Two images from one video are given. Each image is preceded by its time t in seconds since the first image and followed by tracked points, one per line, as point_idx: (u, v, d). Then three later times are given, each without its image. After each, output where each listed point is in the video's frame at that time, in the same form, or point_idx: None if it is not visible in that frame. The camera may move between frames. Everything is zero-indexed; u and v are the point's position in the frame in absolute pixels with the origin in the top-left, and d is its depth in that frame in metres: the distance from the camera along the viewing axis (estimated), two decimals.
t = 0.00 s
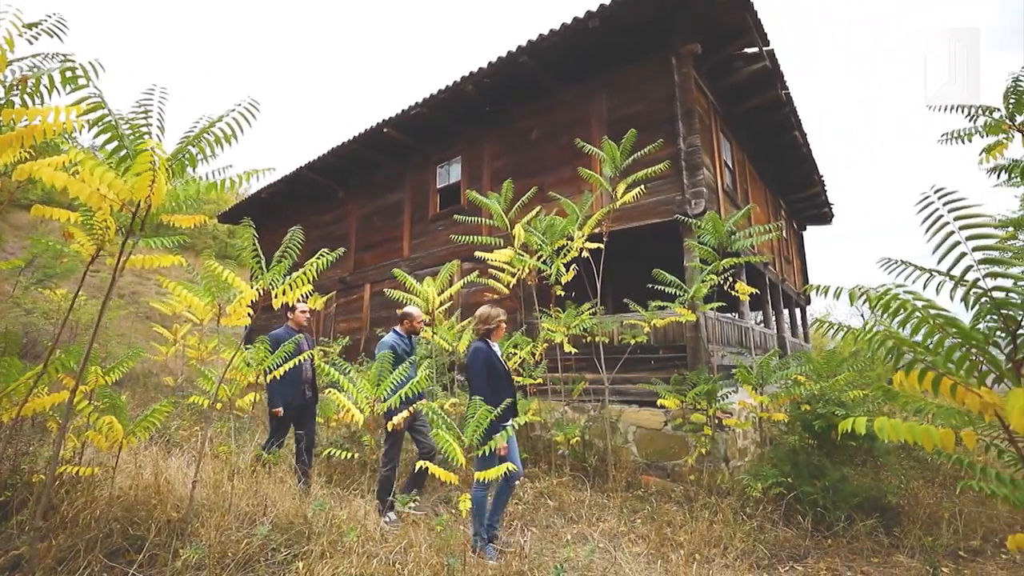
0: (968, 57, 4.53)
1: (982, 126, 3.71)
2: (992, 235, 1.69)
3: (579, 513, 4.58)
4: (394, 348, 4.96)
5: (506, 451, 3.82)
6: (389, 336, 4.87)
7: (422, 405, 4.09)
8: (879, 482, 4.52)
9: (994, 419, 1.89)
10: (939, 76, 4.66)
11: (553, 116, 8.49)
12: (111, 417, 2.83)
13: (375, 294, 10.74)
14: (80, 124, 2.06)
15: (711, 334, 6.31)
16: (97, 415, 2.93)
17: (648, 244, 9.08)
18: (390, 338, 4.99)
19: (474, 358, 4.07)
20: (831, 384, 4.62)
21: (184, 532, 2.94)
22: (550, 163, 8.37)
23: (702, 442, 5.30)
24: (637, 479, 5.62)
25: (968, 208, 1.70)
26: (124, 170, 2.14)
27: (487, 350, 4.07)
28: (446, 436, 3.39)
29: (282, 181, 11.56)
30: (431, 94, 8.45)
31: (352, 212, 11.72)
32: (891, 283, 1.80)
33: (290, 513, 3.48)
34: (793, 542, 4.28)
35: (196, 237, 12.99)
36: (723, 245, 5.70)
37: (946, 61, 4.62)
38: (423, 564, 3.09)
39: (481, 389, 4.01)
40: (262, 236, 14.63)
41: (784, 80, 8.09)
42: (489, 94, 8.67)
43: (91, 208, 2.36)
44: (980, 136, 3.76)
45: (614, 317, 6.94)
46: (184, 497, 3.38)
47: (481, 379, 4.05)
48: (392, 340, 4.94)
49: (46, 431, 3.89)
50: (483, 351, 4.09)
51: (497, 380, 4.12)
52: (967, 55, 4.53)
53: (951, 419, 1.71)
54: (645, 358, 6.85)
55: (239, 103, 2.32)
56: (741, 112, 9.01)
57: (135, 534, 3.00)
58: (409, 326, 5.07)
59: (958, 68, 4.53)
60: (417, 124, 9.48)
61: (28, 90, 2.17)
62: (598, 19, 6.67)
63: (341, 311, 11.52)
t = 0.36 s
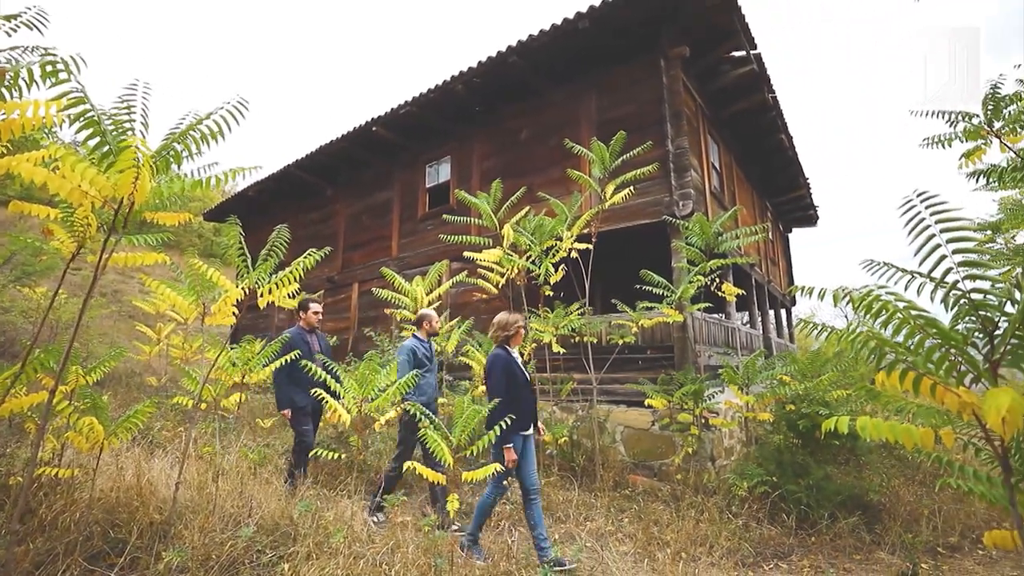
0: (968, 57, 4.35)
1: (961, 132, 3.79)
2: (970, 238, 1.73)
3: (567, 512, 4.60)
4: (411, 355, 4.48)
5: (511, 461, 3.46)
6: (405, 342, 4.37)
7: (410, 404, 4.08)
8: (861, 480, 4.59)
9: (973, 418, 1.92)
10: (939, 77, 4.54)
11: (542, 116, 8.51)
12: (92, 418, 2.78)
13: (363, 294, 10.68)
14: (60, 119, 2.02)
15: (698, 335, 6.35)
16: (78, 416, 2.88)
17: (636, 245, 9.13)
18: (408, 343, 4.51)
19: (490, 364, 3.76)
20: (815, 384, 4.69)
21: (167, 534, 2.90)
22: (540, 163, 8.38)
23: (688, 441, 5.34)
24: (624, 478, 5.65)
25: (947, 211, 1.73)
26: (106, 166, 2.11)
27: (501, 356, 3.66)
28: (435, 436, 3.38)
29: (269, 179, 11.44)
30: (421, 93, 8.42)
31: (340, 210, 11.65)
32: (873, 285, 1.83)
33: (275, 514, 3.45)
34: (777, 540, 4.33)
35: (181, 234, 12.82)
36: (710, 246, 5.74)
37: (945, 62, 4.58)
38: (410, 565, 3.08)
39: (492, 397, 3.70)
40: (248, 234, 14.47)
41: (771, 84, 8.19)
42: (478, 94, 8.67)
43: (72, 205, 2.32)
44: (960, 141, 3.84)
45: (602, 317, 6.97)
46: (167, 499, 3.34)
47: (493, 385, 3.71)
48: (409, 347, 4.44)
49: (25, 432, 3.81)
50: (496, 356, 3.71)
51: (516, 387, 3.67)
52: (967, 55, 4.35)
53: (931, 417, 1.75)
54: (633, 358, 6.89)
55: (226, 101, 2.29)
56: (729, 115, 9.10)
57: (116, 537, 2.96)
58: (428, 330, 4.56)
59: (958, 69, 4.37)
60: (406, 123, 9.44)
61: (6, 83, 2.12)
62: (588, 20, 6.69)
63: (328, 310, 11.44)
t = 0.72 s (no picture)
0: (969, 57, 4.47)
1: (943, 137, 3.85)
2: (951, 240, 1.76)
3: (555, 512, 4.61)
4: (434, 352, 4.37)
5: (544, 460, 3.38)
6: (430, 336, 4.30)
7: (399, 405, 4.06)
8: (846, 479, 4.65)
9: (953, 417, 1.95)
10: (939, 76, 4.67)
11: (533, 116, 8.52)
12: (74, 418, 2.73)
13: (351, 293, 10.61)
14: (42, 114, 2.00)
15: (686, 335, 6.40)
16: (59, 416, 2.82)
17: (625, 245, 9.17)
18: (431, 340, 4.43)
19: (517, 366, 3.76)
20: (801, 384, 4.74)
21: (150, 536, 2.87)
22: (530, 164, 8.39)
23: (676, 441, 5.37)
24: (613, 478, 5.66)
25: (930, 213, 1.76)
26: (90, 163, 2.08)
27: (528, 355, 3.62)
28: (423, 436, 3.36)
29: (256, 177, 11.33)
30: (411, 92, 8.39)
31: (329, 209, 11.56)
32: (858, 285, 1.86)
33: (262, 516, 3.42)
34: (763, 538, 4.38)
35: (167, 232, 12.65)
36: (699, 247, 5.78)
37: (946, 61, 4.64)
38: (398, 566, 3.07)
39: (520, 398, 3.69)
40: (235, 233, 14.32)
41: (759, 86, 8.27)
42: (469, 94, 8.66)
43: (53, 201, 2.28)
44: (942, 146, 3.91)
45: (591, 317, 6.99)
46: (150, 501, 3.29)
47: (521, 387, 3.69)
48: (433, 343, 4.35)
49: (3, 434, 3.73)
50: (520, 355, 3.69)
51: (542, 386, 3.61)
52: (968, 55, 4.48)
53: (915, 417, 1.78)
54: (622, 358, 6.92)
55: (214, 98, 2.27)
56: (717, 117, 9.17)
57: (97, 540, 2.92)
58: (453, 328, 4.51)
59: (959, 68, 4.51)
60: (396, 122, 9.41)
61: None
62: (578, 22, 6.71)
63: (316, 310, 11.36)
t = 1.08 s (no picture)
0: (968, 57, 4.67)
1: (926, 141, 3.92)
2: (937, 242, 1.78)
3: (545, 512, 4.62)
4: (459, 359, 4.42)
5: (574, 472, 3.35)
6: (456, 344, 4.35)
7: (388, 405, 4.05)
8: (831, 477, 4.71)
9: (935, 416, 1.98)
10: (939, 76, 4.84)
11: (523, 117, 8.52)
12: (55, 418, 2.66)
13: (340, 292, 10.55)
14: (22, 109, 1.96)
15: (675, 335, 6.44)
16: (40, 417, 2.78)
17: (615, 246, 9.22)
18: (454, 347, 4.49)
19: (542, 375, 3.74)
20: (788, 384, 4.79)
21: (134, 539, 2.83)
22: (520, 164, 8.40)
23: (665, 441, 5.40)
24: (602, 478, 5.67)
25: (918, 215, 1.78)
26: (72, 159, 2.05)
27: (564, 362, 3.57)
28: (412, 436, 3.35)
29: (244, 175, 11.22)
30: (402, 91, 8.36)
31: (318, 208, 11.49)
32: (846, 286, 1.88)
33: (248, 517, 3.39)
34: (749, 537, 4.42)
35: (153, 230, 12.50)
36: (688, 248, 5.82)
37: (946, 61, 4.81)
38: (386, 567, 3.06)
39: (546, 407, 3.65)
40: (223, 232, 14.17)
41: (748, 89, 8.36)
42: (460, 94, 8.64)
43: (34, 198, 2.24)
44: (925, 150, 3.97)
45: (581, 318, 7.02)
46: (134, 503, 3.26)
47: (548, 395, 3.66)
48: (459, 351, 4.41)
49: None
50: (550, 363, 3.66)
51: (575, 395, 3.55)
52: (967, 55, 4.67)
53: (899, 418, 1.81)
54: (611, 358, 6.95)
55: (201, 95, 2.25)
56: (707, 119, 9.25)
57: (79, 543, 2.88)
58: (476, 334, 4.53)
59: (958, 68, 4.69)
60: (386, 121, 9.37)
61: None
62: (569, 23, 6.72)
63: (305, 310, 11.27)
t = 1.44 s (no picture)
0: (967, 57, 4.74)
1: (908, 145, 3.98)
2: (917, 244, 1.82)
3: (533, 511, 4.63)
4: (485, 358, 4.16)
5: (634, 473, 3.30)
6: (484, 342, 4.06)
7: (375, 405, 4.03)
8: (815, 476, 4.78)
9: (915, 414, 2.03)
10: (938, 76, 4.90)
11: (513, 117, 8.53)
12: (34, 419, 2.59)
13: (328, 292, 10.48)
14: None
15: (663, 335, 6.49)
16: (17, 418, 2.72)
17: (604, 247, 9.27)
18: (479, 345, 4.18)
19: (581, 369, 3.60)
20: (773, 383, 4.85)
21: (115, 541, 2.79)
22: (510, 164, 8.41)
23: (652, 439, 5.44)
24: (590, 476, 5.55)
25: (899, 218, 1.82)
26: (52, 155, 2.01)
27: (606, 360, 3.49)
28: (399, 436, 3.34)
29: (230, 172, 11.10)
30: (391, 90, 8.32)
31: (306, 206, 11.39)
32: (829, 288, 1.91)
33: (233, 519, 3.35)
34: (735, 535, 4.47)
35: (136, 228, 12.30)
36: (675, 249, 5.86)
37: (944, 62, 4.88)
38: (373, 567, 3.05)
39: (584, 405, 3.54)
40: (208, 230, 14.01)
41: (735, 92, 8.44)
42: (449, 93, 8.62)
43: (13, 194, 2.20)
44: (907, 154, 4.03)
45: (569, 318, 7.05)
46: (116, 505, 3.20)
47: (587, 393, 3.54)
48: (487, 349, 4.14)
49: None
50: (593, 359, 3.51)
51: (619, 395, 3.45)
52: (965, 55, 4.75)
53: (882, 418, 1.84)
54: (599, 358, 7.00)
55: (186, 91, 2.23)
56: (695, 121, 9.33)
57: (59, 545, 2.82)
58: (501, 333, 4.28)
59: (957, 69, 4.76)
60: (376, 119, 9.31)
61: None
62: (559, 23, 6.74)
63: (292, 309, 11.18)
